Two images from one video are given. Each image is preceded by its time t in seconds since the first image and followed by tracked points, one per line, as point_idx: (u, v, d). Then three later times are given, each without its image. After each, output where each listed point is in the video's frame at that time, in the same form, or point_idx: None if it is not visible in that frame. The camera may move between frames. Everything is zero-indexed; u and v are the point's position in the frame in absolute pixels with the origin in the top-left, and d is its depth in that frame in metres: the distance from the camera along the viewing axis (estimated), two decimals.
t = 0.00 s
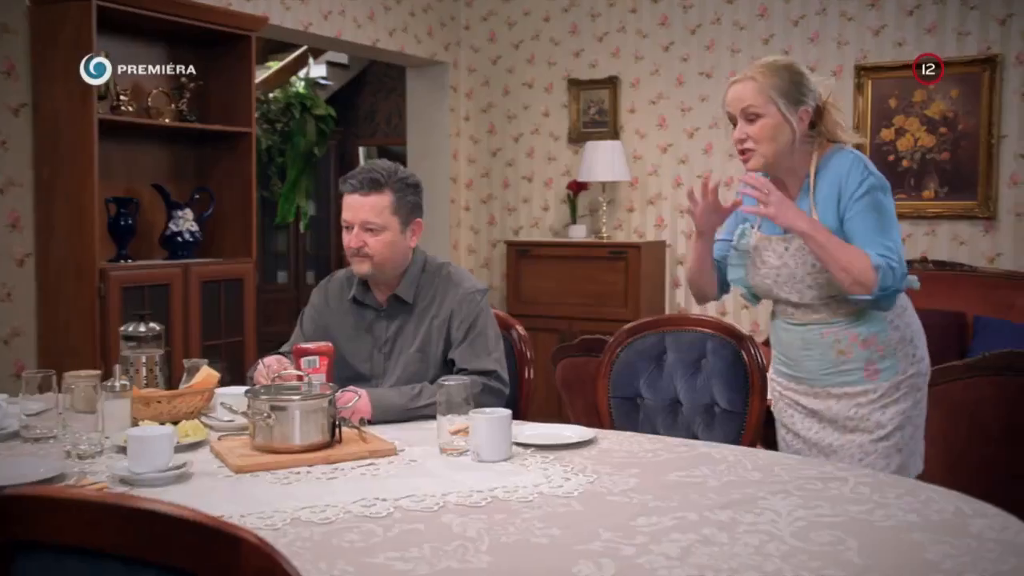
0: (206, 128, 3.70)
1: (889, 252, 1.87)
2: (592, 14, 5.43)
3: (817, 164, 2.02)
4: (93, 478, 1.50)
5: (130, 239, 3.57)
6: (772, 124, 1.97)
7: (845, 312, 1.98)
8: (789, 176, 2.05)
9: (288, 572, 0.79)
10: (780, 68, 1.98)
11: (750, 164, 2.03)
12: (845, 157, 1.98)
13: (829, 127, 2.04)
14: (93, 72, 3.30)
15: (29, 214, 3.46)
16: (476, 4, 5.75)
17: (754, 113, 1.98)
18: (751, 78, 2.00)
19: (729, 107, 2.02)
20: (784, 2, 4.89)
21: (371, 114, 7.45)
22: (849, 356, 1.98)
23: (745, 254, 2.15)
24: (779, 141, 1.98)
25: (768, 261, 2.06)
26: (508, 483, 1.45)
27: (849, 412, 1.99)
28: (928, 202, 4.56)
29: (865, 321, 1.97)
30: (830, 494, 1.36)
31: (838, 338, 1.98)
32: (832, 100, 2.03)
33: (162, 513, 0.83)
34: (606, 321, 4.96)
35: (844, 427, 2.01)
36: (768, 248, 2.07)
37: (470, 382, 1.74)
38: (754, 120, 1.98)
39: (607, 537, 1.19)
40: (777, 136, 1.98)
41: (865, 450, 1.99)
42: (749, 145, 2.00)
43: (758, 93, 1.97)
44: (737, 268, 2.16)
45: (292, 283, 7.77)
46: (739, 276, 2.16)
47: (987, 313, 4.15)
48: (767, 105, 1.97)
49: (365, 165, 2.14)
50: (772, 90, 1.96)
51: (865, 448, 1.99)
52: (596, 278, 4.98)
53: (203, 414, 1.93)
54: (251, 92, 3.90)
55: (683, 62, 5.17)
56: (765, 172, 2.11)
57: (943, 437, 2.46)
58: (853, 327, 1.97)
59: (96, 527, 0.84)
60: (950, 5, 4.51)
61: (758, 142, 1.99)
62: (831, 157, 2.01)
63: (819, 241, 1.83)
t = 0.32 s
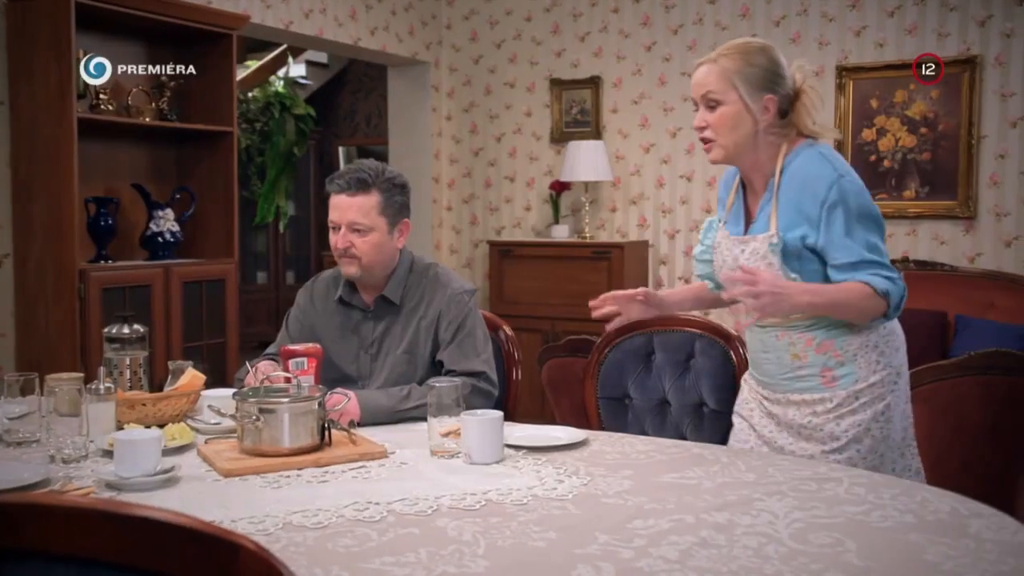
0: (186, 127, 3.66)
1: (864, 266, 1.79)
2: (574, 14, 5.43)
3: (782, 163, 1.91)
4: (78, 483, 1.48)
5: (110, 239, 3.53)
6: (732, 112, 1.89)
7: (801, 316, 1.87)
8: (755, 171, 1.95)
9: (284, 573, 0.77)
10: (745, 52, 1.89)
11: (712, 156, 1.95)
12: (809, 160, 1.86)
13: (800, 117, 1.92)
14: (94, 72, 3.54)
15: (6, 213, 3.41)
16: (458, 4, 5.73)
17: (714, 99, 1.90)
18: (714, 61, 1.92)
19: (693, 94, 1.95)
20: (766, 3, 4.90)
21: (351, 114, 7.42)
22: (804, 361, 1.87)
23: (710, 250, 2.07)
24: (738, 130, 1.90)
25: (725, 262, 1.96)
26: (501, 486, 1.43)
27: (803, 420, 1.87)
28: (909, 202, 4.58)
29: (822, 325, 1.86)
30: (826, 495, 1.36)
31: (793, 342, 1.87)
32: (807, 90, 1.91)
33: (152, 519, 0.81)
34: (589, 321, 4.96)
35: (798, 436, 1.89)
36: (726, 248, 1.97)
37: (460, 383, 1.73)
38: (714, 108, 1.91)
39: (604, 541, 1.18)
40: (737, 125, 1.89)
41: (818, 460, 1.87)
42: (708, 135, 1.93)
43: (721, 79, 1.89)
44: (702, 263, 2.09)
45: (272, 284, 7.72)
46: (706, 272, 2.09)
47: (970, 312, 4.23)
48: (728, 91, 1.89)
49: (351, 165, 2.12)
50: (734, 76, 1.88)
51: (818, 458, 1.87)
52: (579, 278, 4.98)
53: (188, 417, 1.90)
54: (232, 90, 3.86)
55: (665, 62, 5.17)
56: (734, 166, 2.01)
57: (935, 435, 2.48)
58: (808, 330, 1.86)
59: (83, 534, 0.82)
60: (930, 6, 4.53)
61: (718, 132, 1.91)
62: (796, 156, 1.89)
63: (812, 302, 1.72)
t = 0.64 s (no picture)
0: (184, 127, 3.64)
1: (826, 276, 1.68)
2: (571, 13, 5.42)
3: (742, 171, 1.80)
4: (82, 485, 1.46)
5: (107, 240, 3.51)
6: (679, 124, 1.76)
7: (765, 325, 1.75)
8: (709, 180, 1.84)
9: None
10: (687, 62, 1.77)
11: (660, 169, 1.82)
12: (773, 165, 1.75)
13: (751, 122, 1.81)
14: (94, 72, 3.43)
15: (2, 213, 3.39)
16: (454, 3, 5.72)
17: (660, 110, 1.76)
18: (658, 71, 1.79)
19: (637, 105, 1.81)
20: (763, 2, 4.89)
21: (346, 113, 7.41)
22: (766, 368, 1.76)
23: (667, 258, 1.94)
24: (686, 144, 1.77)
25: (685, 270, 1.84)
26: (510, 488, 1.42)
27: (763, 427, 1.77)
28: (907, 202, 4.59)
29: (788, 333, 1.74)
30: (838, 497, 1.35)
31: (755, 349, 1.76)
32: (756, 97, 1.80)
33: (155, 524, 0.80)
34: (588, 321, 4.95)
35: (758, 442, 1.79)
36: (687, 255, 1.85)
37: (465, 384, 1.71)
38: (660, 120, 1.77)
39: (617, 544, 1.17)
40: (684, 138, 1.76)
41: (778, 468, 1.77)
42: (655, 148, 1.79)
43: (666, 89, 1.75)
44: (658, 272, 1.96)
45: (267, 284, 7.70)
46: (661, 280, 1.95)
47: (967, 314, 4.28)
48: (673, 102, 1.75)
49: (354, 165, 2.11)
50: (679, 87, 1.75)
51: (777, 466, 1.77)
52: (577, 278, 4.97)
53: (190, 418, 1.89)
54: (230, 89, 3.84)
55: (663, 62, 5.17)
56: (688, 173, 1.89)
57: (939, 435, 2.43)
58: (773, 337, 1.75)
59: (88, 541, 0.81)
60: (928, 5, 4.53)
61: (665, 144, 1.78)
62: (757, 162, 1.78)
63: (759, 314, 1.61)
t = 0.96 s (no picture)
0: (190, 124, 3.63)
1: (731, 281, 1.72)
2: (576, 10, 5.40)
3: (625, 193, 1.81)
4: (94, 485, 1.45)
5: (113, 237, 3.50)
6: (569, 145, 1.73)
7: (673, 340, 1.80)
8: (594, 200, 1.82)
9: None
10: (574, 84, 1.75)
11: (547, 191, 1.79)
12: (655, 184, 1.78)
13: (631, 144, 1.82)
14: (93, 72, 3.37)
15: (8, 211, 3.38)
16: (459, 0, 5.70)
17: (549, 133, 1.73)
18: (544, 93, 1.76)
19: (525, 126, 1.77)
20: None
21: (348, 111, 7.40)
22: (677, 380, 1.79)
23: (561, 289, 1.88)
24: (576, 164, 1.74)
25: (581, 299, 1.83)
26: (526, 488, 1.41)
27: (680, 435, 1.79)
28: (915, 200, 4.58)
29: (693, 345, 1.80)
30: (857, 497, 1.33)
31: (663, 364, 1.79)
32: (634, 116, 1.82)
33: (168, 524, 0.78)
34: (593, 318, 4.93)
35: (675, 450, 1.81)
36: (579, 284, 1.84)
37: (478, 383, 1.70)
38: (549, 141, 1.74)
39: (637, 544, 1.16)
40: (573, 159, 1.74)
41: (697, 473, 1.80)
42: (544, 169, 1.76)
43: (553, 110, 1.73)
44: (552, 302, 1.90)
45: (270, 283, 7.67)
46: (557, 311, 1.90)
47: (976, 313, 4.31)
48: (562, 123, 1.73)
49: (365, 162, 2.10)
50: (569, 108, 1.73)
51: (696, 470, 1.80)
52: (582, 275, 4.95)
53: (199, 417, 1.88)
54: (236, 86, 3.82)
55: (669, 59, 5.15)
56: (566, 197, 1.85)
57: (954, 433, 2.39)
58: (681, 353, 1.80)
59: (102, 539, 0.80)
60: (936, 2, 4.52)
61: (554, 166, 1.75)
62: (638, 183, 1.80)
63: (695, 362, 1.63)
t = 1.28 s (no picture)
0: (197, 119, 3.62)
1: (696, 287, 1.78)
2: (583, 4, 5.38)
3: (576, 216, 1.82)
4: (108, 481, 1.44)
5: (120, 232, 3.49)
6: (509, 181, 1.72)
7: (647, 347, 1.84)
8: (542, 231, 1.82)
9: None
10: (502, 119, 1.74)
11: (497, 229, 1.78)
12: (603, 205, 1.80)
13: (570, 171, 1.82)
14: (94, 72, 3.18)
15: (15, 207, 3.38)
16: None
17: (486, 171, 1.72)
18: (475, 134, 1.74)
19: (461, 171, 1.76)
20: None
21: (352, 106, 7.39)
22: (655, 383, 1.87)
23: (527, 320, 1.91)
24: (520, 198, 1.74)
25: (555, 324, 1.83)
26: (543, 483, 1.40)
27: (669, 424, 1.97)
28: (923, 194, 4.56)
29: (664, 349, 1.86)
30: (877, 492, 1.32)
31: (642, 371, 1.86)
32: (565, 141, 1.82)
33: (182, 521, 0.78)
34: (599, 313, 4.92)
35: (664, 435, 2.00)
36: (549, 311, 1.83)
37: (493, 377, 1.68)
38: (489, 181, 1.73)
39: (659, 541, 1.15)
40: (516, 194, 1.74)
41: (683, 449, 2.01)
42: (489, 210, 1.75)
43: (486, 149, 1.71)
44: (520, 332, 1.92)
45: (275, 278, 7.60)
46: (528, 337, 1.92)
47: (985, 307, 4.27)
48: (499, 160, 1.72)
49: (377, 155, 2.08)
50: (504, 145, 1.71)
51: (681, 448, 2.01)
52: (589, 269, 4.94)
53: (211, 413, 1.87)
54: (244, 80, 3.81)
55: (676, 53, 5.13)
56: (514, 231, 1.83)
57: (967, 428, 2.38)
58: (656, 357, 1.86)
59: (119, 536, 0.80)
60: None
61: (499, 206, 1.74)
62: (587, 204, 1.82)
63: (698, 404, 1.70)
